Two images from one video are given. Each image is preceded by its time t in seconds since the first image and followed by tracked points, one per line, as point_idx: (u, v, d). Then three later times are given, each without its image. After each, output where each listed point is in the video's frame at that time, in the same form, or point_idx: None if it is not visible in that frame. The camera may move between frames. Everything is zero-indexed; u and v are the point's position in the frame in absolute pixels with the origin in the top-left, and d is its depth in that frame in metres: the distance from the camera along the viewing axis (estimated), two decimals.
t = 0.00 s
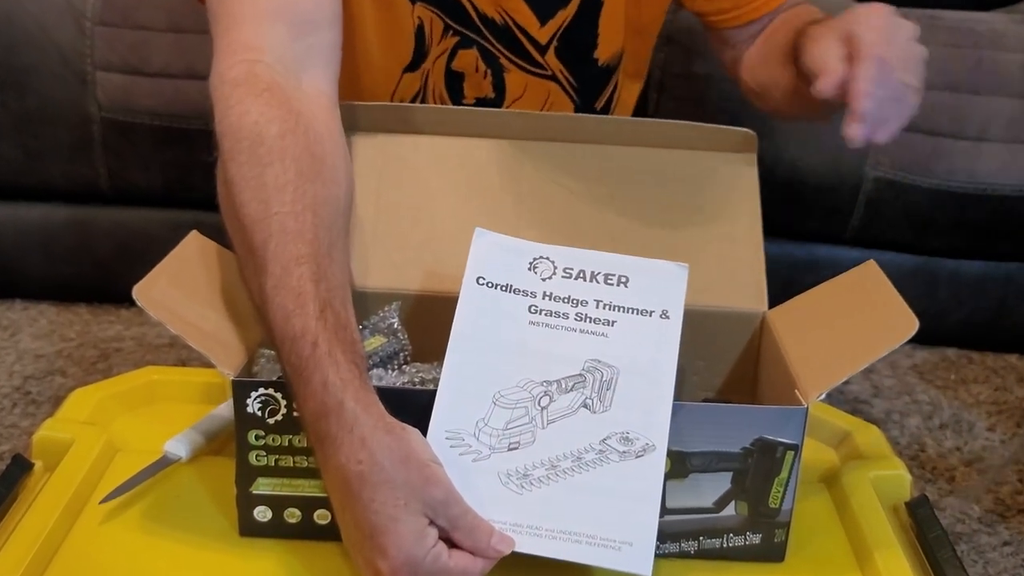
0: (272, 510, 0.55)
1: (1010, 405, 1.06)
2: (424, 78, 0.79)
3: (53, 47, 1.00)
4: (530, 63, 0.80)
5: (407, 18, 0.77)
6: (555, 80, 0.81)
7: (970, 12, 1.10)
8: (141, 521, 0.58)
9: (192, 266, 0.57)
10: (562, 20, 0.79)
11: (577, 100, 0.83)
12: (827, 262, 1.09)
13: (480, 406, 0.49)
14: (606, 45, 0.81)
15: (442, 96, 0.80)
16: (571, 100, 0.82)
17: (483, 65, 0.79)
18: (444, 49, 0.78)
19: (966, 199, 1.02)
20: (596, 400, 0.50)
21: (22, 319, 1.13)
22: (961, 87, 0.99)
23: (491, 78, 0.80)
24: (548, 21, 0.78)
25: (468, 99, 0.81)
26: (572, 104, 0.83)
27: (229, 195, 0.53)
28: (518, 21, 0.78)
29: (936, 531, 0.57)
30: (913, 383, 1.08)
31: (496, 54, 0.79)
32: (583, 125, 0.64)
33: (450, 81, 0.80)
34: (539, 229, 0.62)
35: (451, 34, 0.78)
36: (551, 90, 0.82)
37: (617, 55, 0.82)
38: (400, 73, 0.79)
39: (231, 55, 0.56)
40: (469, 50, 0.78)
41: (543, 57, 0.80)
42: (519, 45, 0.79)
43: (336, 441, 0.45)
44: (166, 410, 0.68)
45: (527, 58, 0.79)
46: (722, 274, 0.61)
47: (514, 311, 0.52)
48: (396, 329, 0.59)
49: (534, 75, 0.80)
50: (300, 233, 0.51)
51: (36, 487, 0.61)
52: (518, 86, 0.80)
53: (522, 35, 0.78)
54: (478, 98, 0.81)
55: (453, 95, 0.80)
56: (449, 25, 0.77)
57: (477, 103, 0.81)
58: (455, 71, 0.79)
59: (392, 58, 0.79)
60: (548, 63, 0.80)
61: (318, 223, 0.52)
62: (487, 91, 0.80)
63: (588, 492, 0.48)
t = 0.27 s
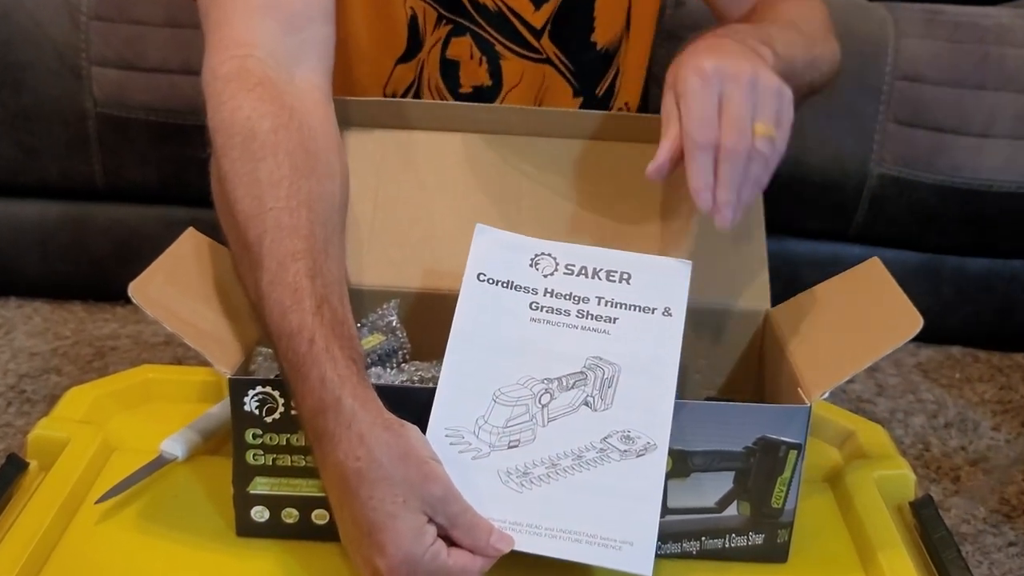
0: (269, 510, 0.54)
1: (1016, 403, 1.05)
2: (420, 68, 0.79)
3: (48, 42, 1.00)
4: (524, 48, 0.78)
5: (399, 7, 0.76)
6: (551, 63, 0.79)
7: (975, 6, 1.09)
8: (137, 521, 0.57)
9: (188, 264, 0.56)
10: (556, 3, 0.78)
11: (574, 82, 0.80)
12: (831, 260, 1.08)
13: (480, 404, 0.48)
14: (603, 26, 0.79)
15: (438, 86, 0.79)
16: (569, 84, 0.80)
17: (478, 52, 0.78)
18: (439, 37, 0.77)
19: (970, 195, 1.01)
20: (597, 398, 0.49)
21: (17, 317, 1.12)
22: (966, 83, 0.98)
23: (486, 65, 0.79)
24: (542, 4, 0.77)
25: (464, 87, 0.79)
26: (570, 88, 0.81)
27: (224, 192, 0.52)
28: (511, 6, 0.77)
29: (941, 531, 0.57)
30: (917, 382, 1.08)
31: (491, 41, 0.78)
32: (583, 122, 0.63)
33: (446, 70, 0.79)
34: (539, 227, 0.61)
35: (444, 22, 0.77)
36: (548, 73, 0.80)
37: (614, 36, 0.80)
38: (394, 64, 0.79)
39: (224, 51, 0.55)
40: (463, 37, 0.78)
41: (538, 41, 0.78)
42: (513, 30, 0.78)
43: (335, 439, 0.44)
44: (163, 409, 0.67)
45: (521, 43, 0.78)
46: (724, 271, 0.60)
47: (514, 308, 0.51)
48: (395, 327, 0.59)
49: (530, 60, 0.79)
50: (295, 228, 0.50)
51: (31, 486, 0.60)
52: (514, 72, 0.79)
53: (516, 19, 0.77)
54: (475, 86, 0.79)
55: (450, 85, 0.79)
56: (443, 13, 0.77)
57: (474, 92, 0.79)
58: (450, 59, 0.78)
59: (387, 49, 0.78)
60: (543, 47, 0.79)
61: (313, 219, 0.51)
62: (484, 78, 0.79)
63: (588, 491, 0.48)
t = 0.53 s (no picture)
0: (267, 510, 0.54)
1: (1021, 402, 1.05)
2: (426, 63, 0.78)
3: (43, 37, 0.99)
4: (527, 33, 0.78)
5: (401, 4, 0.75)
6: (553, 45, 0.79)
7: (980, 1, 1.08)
8: (133, 521, 0.56)
9: (183, 262, 0.55)
10: None
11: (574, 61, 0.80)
12: (834, 258, 1.07)
13: (482, 402, 0.48)
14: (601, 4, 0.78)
15: (445, 79, 0.78)
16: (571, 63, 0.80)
17: (484, 43, 0.77)
18: (444, 32, 0.77)
19: (975, 191, 1.00)
20: (600, 396, 0.48)
21: (11, 315, 1.11)
22: (971, 79, 0.98)
23: (493, 55, 0.78)
24: None
25: (473, 81, 0.79)
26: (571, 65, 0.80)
27: (217, 190, 0.52)
28: None
29: (945, 532, 0.56)
30: (922, 380, 1.07)
31: (496, 32, 0.77)
32: (587, 124, 0.63)
33: (452, 64, 0.78)
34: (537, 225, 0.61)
35: (448, 16, 0.76)
36: (549, 54, 0.79)
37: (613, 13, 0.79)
38: (397, 60, 0.78)
39: (216, 47, 0.54)
40: (469, 29, 0.77)
41: (540, 25, 0.78)
42: (517, 17, 0.77)
43: (333, 437, 0.44)
44: (159, 409, 0.67)
45: (524, 29, 0.77)
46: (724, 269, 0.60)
47: (516, 307, 0.50)
48: (394, 325, 0.58)
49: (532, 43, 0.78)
50: (290, 225, 0.49)
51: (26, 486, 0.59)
52: (518, 59, 0.79)
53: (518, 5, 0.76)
54: (483, 78, 0.79)
55: (458, 78, 0.78)
56: (446, 7, 0.76)
57: (482, 82, 0.79)
58: (456, 53, 0.77)
59: (389, 46, 0.77)
60: (544, 29, 0.78)
61: (308, 216, 0.50)
62: (491, 69, 0.79)
63: (591, 488, 0.47)
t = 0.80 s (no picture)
0: (264, 510, 0.53)
1: None
2: (426, 57, 0.77)
3: (37, 32, 0.98)
4: (525, 23, 0.77)
5: None
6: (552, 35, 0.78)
7: None
8: (129, 521, 0.56)
9: (179, 259, 0.54)
10: None
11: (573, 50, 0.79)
12: (838, 255, 1.06)
13: (484, 400, 0.47)
14: None
15: (445, 72, 0.78)
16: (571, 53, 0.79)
17: (483, 35, 0.76)
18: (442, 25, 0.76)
19: (979, 187, 1.00)
20: (603, 396, 0.48)
21: (6, 312, 1.11)
22: (976, 74, 0.97)
23: (492, 47, 0.77)
24: None
25: (472, 73, 0.78)
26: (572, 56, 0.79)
27: (212, 187, 0.51)
28: None
29: (950, 532, 0.55)
30: (926, 379, 1.06)
31: (494, 23, 0.76)
32: (580, 123, 0.63)
33: (451, 57, 0.77)
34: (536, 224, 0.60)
35: (447, 8, 0.75)
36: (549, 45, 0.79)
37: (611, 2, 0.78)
38: (395, 55, 0.77)
39: (209, 43, 0.54)
40: (467, 21, 0.76)
41: (539, 14, 0.77)
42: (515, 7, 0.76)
43: (331, 435, 0.43)
44: (156, 408, 0.66)
45: (522, 19, 0.77)
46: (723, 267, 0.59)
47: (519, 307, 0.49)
48: (393, 323, 0.58)
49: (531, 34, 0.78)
50: (286, 222, 0.49)
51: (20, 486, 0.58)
52: (517, 50, 0.78)
53: None
54: (483, 70, 0.78)
55: (456, 71, 0.78)
56: None
57: (481, 75, 0.78)
58: (455, 45, 0.76)
59: (387, 40, 0.76)
60: (543, 19, 0.77)
61: (305, 212, 0.49)
62: (490, 61, 0.78)
63: (594, 488, 0.46)
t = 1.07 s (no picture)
0: (261, 509, 0.52)
1: None
2: (422, 50, 0.77)
3: (32, 27, 0.98)
4: (521, 14, 0.76)
5: None
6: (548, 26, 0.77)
7: None
8: (125, 521, 0.55)
9: (176, 255, 0.54)
10: None
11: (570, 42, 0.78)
12: (841, 252, 1.06)
13: (485, 397, 0.46)
14: None
15: (441, 65, 0.77)
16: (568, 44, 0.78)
17: (479, 26, 0.76)
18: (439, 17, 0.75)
19: (984, 183, 0.99)
20: (607, 394, 0.47)
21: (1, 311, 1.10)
22: (980, 70, 0.96)
23: (488, 40, 0.76)
24: None
25: (468, 66, 0.77)
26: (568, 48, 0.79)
27: (206, 182, 0.51)
28: None
29: (955, 533, 0.55)
30: (931, 378, 1.06)
31: (490, 14, 0.76)
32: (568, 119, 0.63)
33: (447, 49, 0.76)
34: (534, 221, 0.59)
35: None
36: (545, 37, 0.78)
37: None
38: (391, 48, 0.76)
39: (202, 39, 0.53)
40: (463, 13, 0.75)
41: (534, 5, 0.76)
42: None
43: (328, 427, 0.43)
44: (153, 407, 0.65)
45: (518, 10, 0.76)
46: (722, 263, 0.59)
47: (522, 306, 0.49)
48: (391, 321, 0.57)
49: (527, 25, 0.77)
50: (281, 217, 0.48)
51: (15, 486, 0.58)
52: (514, 42, 0.77)
53: None
54: (479, 63, 0.77)
55: (453, 65, 0.77)
56: None
57: (478, 68, 0.78)
58: (451, 37, 0.76)
59: (382, 33, 0.76)
60: (538, 10, 0.77)
61: (300, 207, 0.49)
62: (487, 54, 0.77)
63: (596, 485, 0.45)
